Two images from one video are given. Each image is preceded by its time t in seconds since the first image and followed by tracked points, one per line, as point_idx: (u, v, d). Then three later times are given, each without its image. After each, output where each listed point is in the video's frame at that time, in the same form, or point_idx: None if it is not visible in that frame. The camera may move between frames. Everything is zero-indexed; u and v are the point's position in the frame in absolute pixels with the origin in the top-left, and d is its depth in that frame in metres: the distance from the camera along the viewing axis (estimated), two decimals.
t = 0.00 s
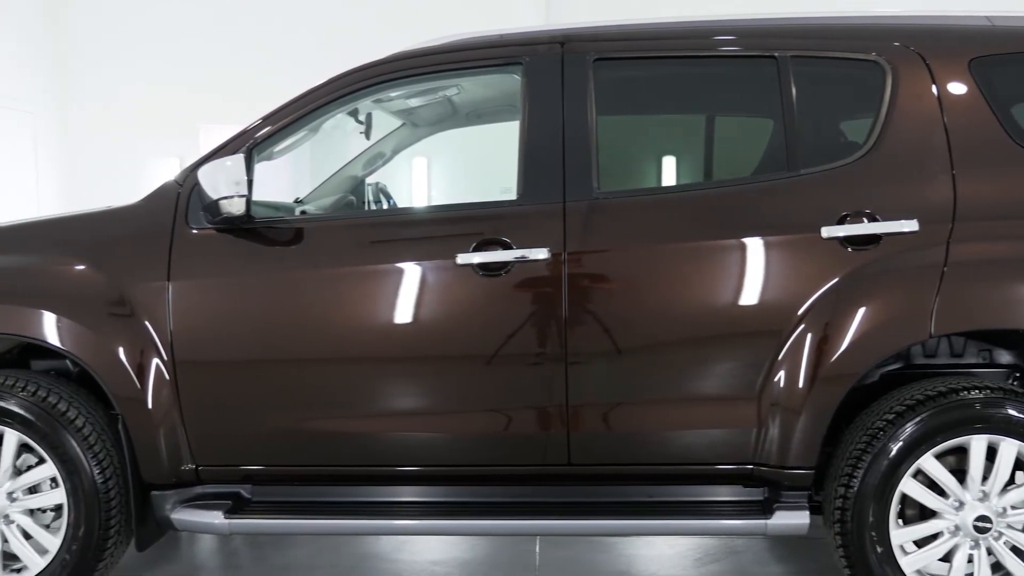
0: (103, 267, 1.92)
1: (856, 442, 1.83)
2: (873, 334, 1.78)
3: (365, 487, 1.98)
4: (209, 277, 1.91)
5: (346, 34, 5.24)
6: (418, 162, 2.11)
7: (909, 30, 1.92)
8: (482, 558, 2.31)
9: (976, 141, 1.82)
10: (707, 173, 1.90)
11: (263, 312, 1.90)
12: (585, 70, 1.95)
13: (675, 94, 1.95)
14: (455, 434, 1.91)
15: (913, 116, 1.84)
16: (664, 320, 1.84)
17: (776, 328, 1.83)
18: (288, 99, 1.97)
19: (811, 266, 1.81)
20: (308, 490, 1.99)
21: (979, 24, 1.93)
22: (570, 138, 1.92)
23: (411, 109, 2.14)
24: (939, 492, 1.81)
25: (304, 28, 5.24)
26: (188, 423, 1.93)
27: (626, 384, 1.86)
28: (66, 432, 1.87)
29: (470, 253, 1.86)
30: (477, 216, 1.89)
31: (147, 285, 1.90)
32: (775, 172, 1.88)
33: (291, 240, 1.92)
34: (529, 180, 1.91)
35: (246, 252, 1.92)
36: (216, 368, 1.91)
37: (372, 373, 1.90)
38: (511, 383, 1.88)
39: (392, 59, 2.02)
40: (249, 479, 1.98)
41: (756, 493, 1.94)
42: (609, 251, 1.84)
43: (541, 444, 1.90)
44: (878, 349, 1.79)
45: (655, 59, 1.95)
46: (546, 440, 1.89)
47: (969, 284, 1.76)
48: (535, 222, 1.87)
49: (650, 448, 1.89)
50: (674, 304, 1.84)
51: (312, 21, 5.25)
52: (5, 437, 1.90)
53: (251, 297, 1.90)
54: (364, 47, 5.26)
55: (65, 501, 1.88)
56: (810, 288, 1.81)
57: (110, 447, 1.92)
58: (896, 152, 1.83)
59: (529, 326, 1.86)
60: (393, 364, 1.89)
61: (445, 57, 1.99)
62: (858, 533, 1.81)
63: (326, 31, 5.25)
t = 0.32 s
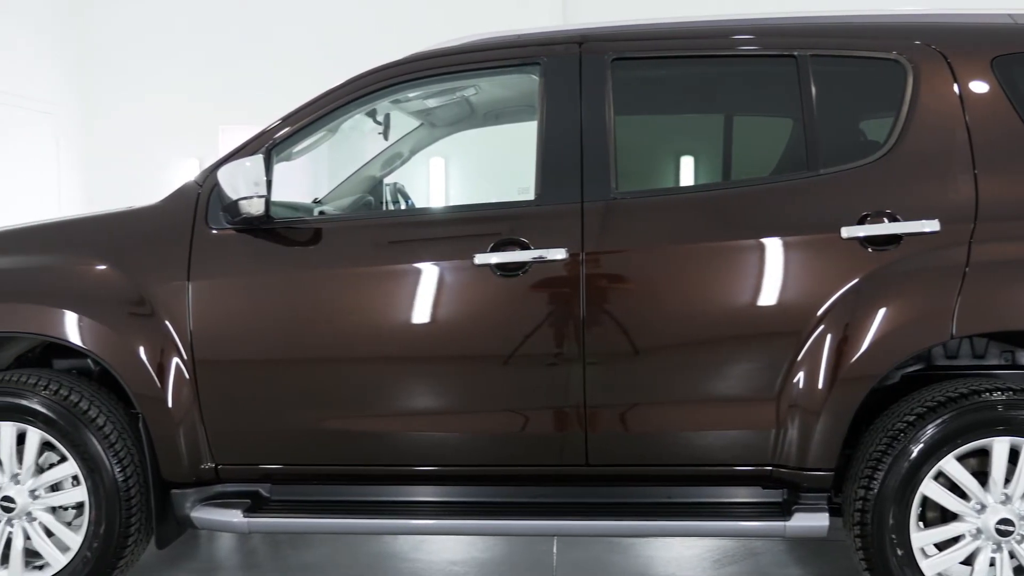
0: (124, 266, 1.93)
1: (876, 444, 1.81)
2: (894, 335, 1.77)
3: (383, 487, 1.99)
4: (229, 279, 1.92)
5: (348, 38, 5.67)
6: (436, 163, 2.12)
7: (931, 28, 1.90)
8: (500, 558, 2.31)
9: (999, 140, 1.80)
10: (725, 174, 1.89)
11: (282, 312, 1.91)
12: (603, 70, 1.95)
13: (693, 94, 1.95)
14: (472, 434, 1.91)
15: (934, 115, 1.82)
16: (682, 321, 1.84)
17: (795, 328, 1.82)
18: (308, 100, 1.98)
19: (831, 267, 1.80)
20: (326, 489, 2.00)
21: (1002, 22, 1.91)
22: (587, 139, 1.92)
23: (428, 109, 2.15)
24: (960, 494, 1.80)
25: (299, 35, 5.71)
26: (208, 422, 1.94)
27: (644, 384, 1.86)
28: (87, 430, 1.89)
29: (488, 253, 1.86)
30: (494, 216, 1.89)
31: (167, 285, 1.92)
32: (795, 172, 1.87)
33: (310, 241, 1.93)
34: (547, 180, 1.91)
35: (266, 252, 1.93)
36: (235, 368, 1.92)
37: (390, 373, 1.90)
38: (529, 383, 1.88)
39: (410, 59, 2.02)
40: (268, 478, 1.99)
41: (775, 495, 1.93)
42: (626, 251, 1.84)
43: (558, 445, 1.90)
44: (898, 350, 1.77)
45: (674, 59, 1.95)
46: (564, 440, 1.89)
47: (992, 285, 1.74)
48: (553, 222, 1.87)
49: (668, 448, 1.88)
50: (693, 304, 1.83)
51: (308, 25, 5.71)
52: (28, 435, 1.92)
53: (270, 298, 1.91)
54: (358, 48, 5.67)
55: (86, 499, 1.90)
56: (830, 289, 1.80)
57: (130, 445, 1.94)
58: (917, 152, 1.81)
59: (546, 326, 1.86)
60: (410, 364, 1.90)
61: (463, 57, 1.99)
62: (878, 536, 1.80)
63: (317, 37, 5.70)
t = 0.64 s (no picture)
0: (145, 266, 1.95)
1: (898, 447, 1.80)
2: (916, 336, 1.76)
3: (402, 487, 2.00)
4: (250, 277, 1.93)
5: (348, 38, 5.75)
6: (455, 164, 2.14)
7: (954, 26, 1.88)
8: (517, 558, 2.31)
9: None
10: (745, 174, 1.89)
11: (302, 312, 1.92)
12: (623, 71, 1.95)
13: (713, 94, 1.95)
14: (491, 434, 1.91)
15: (958, 115, 1.81)
16: (701, 321, 1.83)
17: (816, 329, 1.81)
18: (328, 101, 1.99)
19: (853, 268, 1.79)
20: (345, 489, 2.01)
21: None
22: (607, 139, 1.92)
23: (448, 110, 2.16)
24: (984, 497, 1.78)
25: (300, 36, 5.81)
26: (228, 421, 1.95)
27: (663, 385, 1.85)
28: (109, 429, 1.91)
29: (506, 254, 1.86)
30: (513, 217, 1.89)
31: (188, 285, 1.93)
32: (815, 172, 1.86)
33: (329, 241, 1.93)
34: (566, 180, 1.91)
35: (286, 252, 1.94)
36: (255, 368, 1.93)
37: (409, 373, 1.91)
38: (548, 383, 1.88)
39: (431, 60, 2.02)
40: (288, 477, 2.00)
41: (794, 497, 1.91)
42: (646, 251, 1.83)
43: (577, 446, 1.89)
44: (921, 352, 1.76)
45: (694, 59, 1.94)
46: (582, 441, 1.89)
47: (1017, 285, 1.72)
48: (572, 223, 1.87)
49: (687, 449, 1.88)
50: (713, 304, 1.82)
51: (307, 24, 5.80)
52: (51, 434, 1.94)
53: (289, 298, 1.92)
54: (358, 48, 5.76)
55: (108, 496, 1.92)
56: (851, 289, 1.79)
57: (152, 443, 1.95)
58: (940, 151, 1.80)
59: (565, 326, 1.86)
60: (428, 363, 1.90)
61: (482, 58, 1.99)
62: (900, 538, 1.78)
63: (318, 37, 5.78)
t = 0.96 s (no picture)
0: (166, 266, 1.97)
1: (921, 449, 1.78)
2: (939, 337, 1.74)
3: (421, 486, 2.00)
4: (270, 277, 1.94)
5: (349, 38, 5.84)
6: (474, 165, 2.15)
7: (977, 24, 1.86)
8: (536, 559, 2.31)
9: None
10: (765, 174, 1.88)
11: (322, 311, 1.93)
12: (642, 71, 1.94)
13: (733, 94, 1.94)
14: (510, 434, 1.91)
15: (982, 113, 1.79)
16: (721, 322, 1.83)
17: (837, 330, 1.80)
18: (348, 103, 2.00)
19: (875, 268, 1.77)
20: (364, 488, 2.01)
21: None
22: (626, 139, 1.92)
23: (467, 110, 2.16)
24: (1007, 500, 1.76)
25: (304, 36, 5.89)
26: (249, 420, 1.97)
27: (682, 386, 1.85)
28: (132, 427, 1.92)
29: (525, 254, 1.86)
30: (532, 218, 1.89)
31: (210, 285, 1.95)
32: (837, 172, 1.85)
33: (349, 241, 1.94)
34: (586, 180, 1.91)
35: (306, 252, 1.95)
36: (275, 368, 1.94)
37: (428, 373, 1.91)
38: (567, 383, 1.88)
39: (450, 61, 2.03)
40: (308, 476, 2.01)
41: (813, 499, 1.90)
42: (665, 251, 1.83)
43: (596, 446, 1.89)
44: (944, 353, 1.74)
45: (713, 59, 1.94)
46: (602, 441, 1.89)
47: None
48: (591, 223, 1.87)
49: (706, 450, 1.87)
50: (733, 304, 1.82)
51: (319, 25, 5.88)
52: (74, 433, 1.96)
53: (309, 298, 1.93)
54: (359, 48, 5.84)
55: (130, 494, 1.94)
56: (873, 290, 1.78)
57: (173, 442, 1.97)
58: (963, 151, 1.78)
59: (583, 326, 1.86)
60: (447, 363, 1.91)
61: (501, 59, 2.00)
62: (923, 541, 1.77)
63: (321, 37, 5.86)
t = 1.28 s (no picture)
0: (188, 266, 1.98)
1: (944, 450, 1.77)
2: (963, 338, 1.72)
3: (440, 486, 2.01)
4: (291, 277, 1.95)
5: (355, 39, 5.88)
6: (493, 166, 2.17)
7: (1002, 21, 1.84)
8: (555, 559, 2.31)
9: None
10: (787, 173, 1.87)
11: (342, 311, 1.93)
12: (662, 70, 1.94)
13: (754, 94, 1.93)
14: (528, 434, 1.91)
15: (1006, 112, 1.77)
16: (741, 322, 1.82)
17: (859, 331, 1.79)
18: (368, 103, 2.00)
19: (898, 268, 1.76)
20: (384, 488, 2.02)
21: None
22: (646, 139, 1.91)
23: (486, 111, 2.16)
24: None
25: (313, 37, 5.94)
26: (269, 419, 1.98)
27: (702, 387, 1.84)
28: (154, 426, 1.94)
29: (545, 254, 1.86)
30: (552, 218, 1.89)
31: (231, 285, 1.96)
32: (859, 172, 1.83)
33: (369, 241, 1.95)
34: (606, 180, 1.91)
35: (326, 252, 1.96)
36: (295, 367, 1.95)
37: (447, 373, 1.92)
38: (586, 383, 1.87)
39: (470, 61, 2.03)
40: (328, 475, 2.02)
41: (835, 501, 1.88)
42: (685, 251, 1.82)
43: (616, 447, 1.89)
44: (968, 354, 1.72)
45: (733, 58, 1.93)
46: (621, 441, 1.88)
47: None
48: (611, 223, 1.86)
49: (726, 451, 1.86)
50: (753, 304, 1.81)
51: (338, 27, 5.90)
52: (97, 431, 1.98)
53: (329, 297, 1.94)
54: (364, 48, 5.88)
55: (153, 492, 1.95)
56: (896, 291, 1.76)
57: (195, 441, 1.99)
58: (988, 149, 1.76)
59: (603, 326, 1.85)
60: (466, 363, 1.91)
61: (520, 59, 2.00)
62: (946, 544, 1.76)
63: (327, 38, 5.91)
